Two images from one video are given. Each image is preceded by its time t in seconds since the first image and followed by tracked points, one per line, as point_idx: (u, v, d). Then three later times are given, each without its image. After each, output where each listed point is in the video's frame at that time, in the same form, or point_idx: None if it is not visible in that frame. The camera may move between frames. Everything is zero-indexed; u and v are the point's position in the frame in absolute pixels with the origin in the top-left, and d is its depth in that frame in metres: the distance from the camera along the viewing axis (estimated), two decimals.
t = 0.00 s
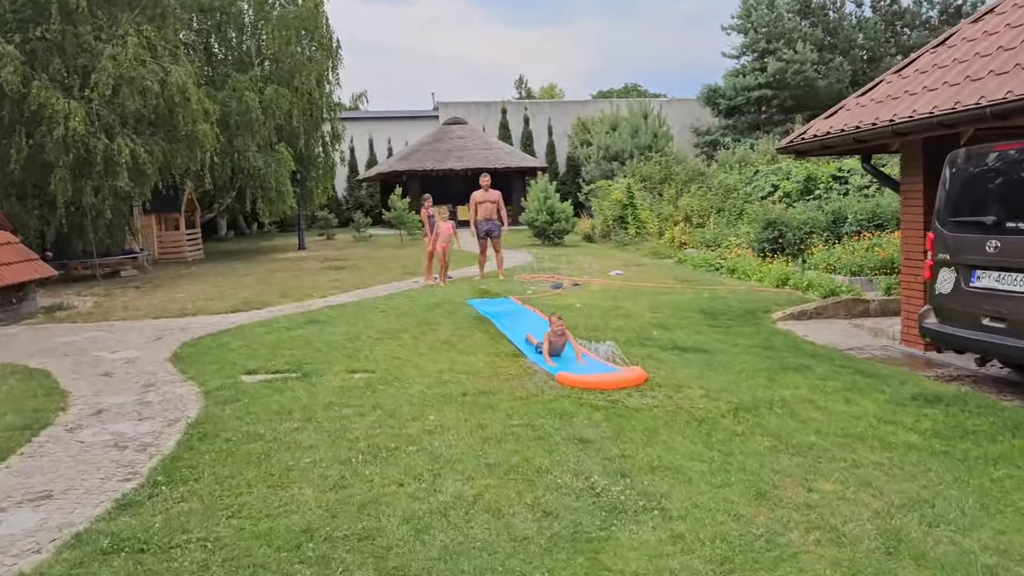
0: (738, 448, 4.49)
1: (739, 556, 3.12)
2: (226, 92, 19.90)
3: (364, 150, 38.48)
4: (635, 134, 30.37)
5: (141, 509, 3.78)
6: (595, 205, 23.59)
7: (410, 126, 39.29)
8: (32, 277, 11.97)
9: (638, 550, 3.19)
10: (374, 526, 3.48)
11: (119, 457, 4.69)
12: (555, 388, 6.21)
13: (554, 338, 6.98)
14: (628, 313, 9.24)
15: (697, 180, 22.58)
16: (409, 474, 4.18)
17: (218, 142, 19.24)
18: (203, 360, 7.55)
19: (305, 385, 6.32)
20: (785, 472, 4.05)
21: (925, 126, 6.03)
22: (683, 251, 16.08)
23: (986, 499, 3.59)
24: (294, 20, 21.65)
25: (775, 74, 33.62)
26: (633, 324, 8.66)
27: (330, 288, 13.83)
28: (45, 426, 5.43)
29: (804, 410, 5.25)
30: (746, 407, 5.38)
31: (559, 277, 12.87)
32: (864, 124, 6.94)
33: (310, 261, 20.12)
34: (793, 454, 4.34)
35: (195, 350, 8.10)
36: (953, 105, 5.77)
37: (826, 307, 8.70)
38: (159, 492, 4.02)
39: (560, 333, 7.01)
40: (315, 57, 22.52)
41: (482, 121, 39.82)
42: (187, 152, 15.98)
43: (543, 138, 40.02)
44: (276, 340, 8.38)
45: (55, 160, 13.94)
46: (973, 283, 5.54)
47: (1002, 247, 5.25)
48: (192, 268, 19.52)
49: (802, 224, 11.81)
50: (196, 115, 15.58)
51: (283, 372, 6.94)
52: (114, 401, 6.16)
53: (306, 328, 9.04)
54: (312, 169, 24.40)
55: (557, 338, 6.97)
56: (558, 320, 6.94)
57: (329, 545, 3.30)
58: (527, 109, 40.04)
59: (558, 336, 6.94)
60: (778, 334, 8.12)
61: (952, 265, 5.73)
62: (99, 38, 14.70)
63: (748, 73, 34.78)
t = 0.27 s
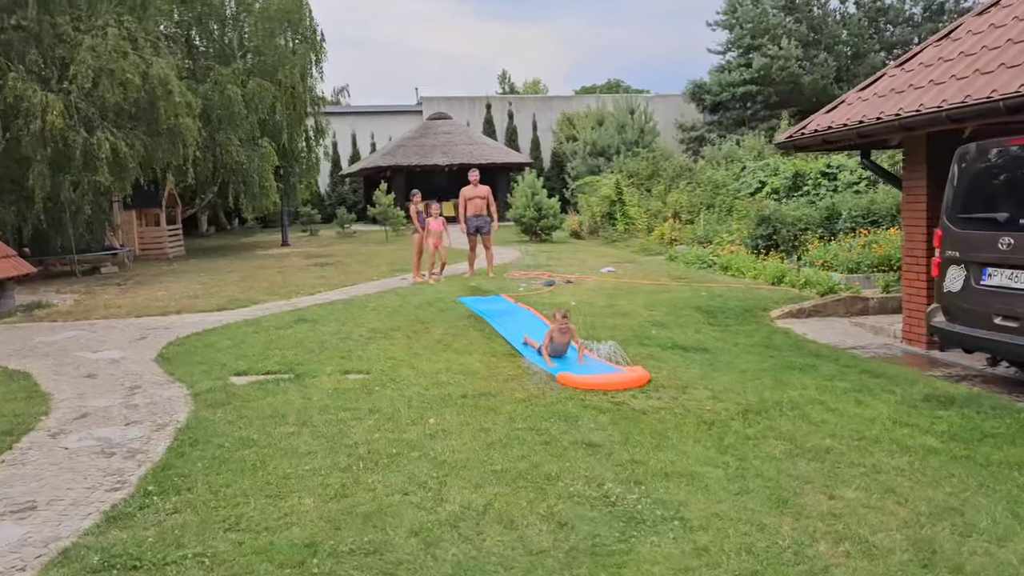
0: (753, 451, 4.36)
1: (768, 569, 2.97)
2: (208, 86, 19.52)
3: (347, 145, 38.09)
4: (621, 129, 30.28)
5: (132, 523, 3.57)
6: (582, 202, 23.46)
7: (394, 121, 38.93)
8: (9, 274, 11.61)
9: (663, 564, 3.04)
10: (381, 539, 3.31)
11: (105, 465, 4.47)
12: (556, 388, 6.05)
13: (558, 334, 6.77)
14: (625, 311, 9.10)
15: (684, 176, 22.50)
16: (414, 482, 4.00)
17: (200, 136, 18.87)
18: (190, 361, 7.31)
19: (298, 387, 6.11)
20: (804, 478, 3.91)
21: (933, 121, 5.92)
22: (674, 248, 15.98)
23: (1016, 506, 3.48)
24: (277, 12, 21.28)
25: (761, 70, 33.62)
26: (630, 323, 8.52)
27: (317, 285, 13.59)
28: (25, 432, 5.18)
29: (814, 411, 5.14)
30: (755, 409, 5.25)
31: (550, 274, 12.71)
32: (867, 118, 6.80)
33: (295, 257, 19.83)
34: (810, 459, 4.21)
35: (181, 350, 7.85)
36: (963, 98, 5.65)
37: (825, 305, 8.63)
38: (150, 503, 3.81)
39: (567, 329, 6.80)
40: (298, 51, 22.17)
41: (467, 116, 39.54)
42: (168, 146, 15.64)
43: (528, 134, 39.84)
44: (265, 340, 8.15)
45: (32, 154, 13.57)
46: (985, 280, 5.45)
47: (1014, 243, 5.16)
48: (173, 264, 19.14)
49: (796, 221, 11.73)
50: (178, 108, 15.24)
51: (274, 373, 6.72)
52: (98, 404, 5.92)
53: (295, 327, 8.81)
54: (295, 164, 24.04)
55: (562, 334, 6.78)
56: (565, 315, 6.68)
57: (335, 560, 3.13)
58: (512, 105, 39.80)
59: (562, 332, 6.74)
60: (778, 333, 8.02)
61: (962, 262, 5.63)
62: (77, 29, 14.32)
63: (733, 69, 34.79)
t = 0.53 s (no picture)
0: (766, 458, 4.24)
1: None
2: (185, 80, 19.10)
3: (325, 142, 37.63)
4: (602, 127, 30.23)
5: (122, 542, 3.36)
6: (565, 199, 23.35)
7: (372, 117, 38.54)
8: None
9: None
10: (391, 558, 3.14)
11: (90, 477, 4.24)
12: (555, 392, 5.91)
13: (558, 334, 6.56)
14: (617, 311, 8.98)
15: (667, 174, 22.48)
16: (419, 494, 3.83)
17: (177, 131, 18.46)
18: (173, 364, 7.05)
19: (288, 392, 5.90)
20: (822, 486, 3.80)
21: (938, 120, 5.86)
22: (660, 246, 15.92)
23: None
24: (256, 6, 20.89)
25: (740, 69, 33.73)
26: (624, 323, 8.39)
27: (299, 284, 13.32)
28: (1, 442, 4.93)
29: (822, 415, 5.04)
30: (762, 413, 5.14)
31: (537, 273, 12.57)
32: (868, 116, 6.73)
33: (274, 255, 19.48)
34: (826, 466, 4.10)
35: (163, 352, 7.59)
36: (969, 96, 5.60)
37: (818, 305, 8.57)
38: (140, 519, 3.60)
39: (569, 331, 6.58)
40: (277, 46, 21.78)
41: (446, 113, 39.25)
42: (145, 142, 15.26)
43: (508, 131, 39.68)
44: (251, 342, 7.91)
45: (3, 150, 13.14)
46: (991, 281, 5.40)
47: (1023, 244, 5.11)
48: (149, 262, 18.71)
49: (784, 219, 11.70)
50: (156, 103, 14.87)
51: (262, 377, 6.49)
52: (78, 410, 5.66)
53: (281, 328, 8.57)
54: (274, 161, 23.65)
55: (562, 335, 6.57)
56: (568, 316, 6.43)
57: None
58: (491, 102, 39.58)
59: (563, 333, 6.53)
60: (773, 333, 7.95)
61: (968, 262, 5.57)
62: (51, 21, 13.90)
63: (713, 68, 34.88)
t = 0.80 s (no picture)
0: (775, 465, 4.13)
1: None
2: (159, 76, 18.67)
3: (301, 139, 37.16)
4: (582, 125, 30.13)
5: (108, 566, 3.16)
6: (546, 198, 23.22)
7: (349, 115, 38.12)
8: None
9: None
10: None
11: (70, 493, 4.02)
12: (551, 396, 5.77)
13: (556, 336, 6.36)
14: (607, 312, 8.87)
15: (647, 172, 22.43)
16: (421, 509, 3.66)
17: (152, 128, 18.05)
18: (153, 370, 6.81)
19: (276, 399, 5.71)
20: (836, 495, 3.70)
21: (935, 119, 5.80)
22: (644, 245, 15.86)
23: None
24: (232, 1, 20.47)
25: (719, 67, 33.81)
26: (614, 324, 8.28)
27: (279, 284, 13.05)
28: None
29: (825, 419, 4.96)
30: (765, 417, 5.05)
31: (522, 272, 12.42)
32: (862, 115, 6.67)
33: (252, 254, 19.13)
34: (837, 474, 4.00)
35: (142, 357, 7.33)
36: (968, 95, 5.54)
37: (809, 305, 8.53)
38: (126, 539, 3.41)
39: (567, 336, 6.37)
40: (254, 42, 21.38)
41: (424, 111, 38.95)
42: (119, 139, 14.86)
43: (487, 128, 39.48)
44: (233, 345, 7.68)
45: None
46: (991, 282, 5.34)
47: None
48: (122, 262, 18.27)
49: (771, 218, 11.66)
50: (130, 100, 14.49)
51: (247, 383, 6.29)
52: (55, 420, 5.42)
53: (264, 331, 8.34)
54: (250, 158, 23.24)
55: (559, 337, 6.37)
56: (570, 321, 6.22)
57: None
58: (470, 100, 39.34)
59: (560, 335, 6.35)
60: (766, 333, 7.88)
61: (966, 263, 5.51)
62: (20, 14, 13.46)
63: (692, 66, 34.96)
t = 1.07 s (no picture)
0: (786, 471, 4.01)
1: None
2: (139, 73, 18.32)
3: (283, 139, 36.77)
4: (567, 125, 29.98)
5: None
6: (532, 198, 23.08)
7: (332, 115, 37.77)
8: None
9: None
10: None
11: (50, 506, 3.82)
12: (550, 400, 5.62)
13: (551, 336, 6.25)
14: (600, 313, 8.74)
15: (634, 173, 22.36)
16: (423, 521, 3.50)
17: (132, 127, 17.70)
18: (136, 374, 6.58)
19: (265, 404, 5.51)
20: (851, 503, 3.58)
21: (939, 116, 5.72)
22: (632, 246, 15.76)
23: None
24: None
25: (703, 68, 33.85)
26: (608, 325, 8.15)
27: (264, 286, 12.80)
28: None
29: (831, 422, 4.86)
30: (770, 421, 4.94)
31: (512, 273, 12.25)
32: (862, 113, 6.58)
33: (234, 255, 18.81)
34: (850, 480, 3.89)
35: (123, 361, 7.10)
36: (972, 92, 5.46)
37: (804, 306, 8.45)
38: (111, 557, 3.22)
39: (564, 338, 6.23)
40: (236, 39, 21.04)
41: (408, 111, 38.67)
42: (98, 138, 14.53)
43: (471, 129, 39.31)
44: (219, 349, 7.46)
45: None
46: (996, 282, 5.27)
47: None
48: (101, 263, 17.90)
49: (762, 218, 11.60)
50: (109, 97, 14.17)
51: (234, 388, 6.08)
52: (33, 427, 5.19)
53: (250, 334, 8.13)
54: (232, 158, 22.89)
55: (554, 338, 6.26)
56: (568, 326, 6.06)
57: None
58: (454, 99, 39.10)
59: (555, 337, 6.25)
60: (762, 335, 7.79)
61: (971, 263, 5.44)
62: None
63: (676, 67, 34.98)
